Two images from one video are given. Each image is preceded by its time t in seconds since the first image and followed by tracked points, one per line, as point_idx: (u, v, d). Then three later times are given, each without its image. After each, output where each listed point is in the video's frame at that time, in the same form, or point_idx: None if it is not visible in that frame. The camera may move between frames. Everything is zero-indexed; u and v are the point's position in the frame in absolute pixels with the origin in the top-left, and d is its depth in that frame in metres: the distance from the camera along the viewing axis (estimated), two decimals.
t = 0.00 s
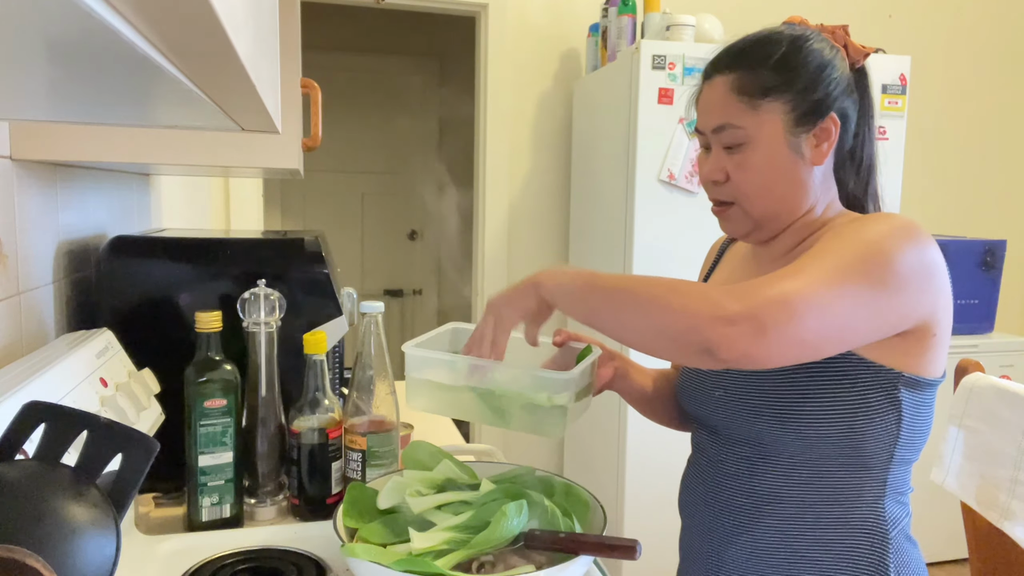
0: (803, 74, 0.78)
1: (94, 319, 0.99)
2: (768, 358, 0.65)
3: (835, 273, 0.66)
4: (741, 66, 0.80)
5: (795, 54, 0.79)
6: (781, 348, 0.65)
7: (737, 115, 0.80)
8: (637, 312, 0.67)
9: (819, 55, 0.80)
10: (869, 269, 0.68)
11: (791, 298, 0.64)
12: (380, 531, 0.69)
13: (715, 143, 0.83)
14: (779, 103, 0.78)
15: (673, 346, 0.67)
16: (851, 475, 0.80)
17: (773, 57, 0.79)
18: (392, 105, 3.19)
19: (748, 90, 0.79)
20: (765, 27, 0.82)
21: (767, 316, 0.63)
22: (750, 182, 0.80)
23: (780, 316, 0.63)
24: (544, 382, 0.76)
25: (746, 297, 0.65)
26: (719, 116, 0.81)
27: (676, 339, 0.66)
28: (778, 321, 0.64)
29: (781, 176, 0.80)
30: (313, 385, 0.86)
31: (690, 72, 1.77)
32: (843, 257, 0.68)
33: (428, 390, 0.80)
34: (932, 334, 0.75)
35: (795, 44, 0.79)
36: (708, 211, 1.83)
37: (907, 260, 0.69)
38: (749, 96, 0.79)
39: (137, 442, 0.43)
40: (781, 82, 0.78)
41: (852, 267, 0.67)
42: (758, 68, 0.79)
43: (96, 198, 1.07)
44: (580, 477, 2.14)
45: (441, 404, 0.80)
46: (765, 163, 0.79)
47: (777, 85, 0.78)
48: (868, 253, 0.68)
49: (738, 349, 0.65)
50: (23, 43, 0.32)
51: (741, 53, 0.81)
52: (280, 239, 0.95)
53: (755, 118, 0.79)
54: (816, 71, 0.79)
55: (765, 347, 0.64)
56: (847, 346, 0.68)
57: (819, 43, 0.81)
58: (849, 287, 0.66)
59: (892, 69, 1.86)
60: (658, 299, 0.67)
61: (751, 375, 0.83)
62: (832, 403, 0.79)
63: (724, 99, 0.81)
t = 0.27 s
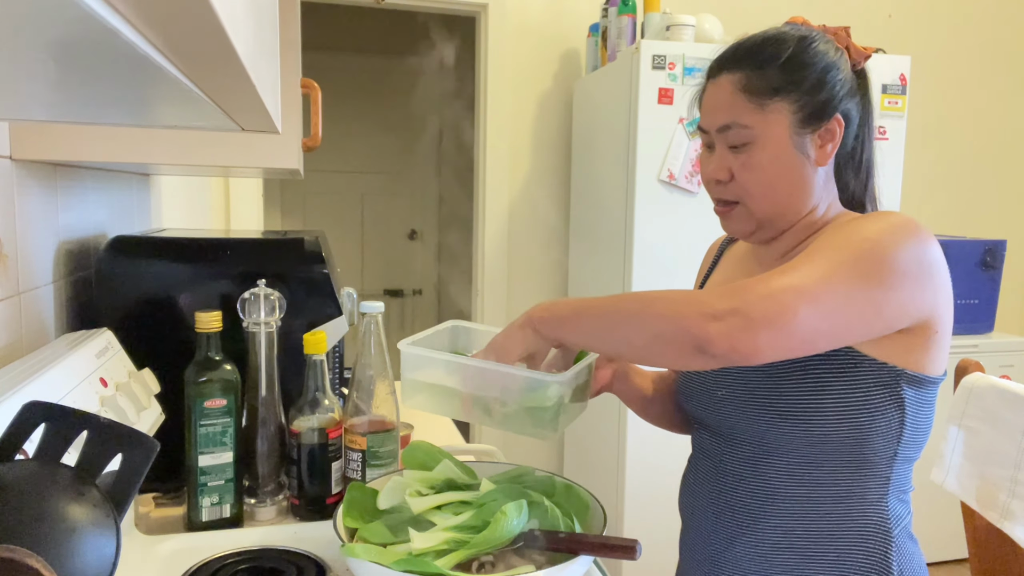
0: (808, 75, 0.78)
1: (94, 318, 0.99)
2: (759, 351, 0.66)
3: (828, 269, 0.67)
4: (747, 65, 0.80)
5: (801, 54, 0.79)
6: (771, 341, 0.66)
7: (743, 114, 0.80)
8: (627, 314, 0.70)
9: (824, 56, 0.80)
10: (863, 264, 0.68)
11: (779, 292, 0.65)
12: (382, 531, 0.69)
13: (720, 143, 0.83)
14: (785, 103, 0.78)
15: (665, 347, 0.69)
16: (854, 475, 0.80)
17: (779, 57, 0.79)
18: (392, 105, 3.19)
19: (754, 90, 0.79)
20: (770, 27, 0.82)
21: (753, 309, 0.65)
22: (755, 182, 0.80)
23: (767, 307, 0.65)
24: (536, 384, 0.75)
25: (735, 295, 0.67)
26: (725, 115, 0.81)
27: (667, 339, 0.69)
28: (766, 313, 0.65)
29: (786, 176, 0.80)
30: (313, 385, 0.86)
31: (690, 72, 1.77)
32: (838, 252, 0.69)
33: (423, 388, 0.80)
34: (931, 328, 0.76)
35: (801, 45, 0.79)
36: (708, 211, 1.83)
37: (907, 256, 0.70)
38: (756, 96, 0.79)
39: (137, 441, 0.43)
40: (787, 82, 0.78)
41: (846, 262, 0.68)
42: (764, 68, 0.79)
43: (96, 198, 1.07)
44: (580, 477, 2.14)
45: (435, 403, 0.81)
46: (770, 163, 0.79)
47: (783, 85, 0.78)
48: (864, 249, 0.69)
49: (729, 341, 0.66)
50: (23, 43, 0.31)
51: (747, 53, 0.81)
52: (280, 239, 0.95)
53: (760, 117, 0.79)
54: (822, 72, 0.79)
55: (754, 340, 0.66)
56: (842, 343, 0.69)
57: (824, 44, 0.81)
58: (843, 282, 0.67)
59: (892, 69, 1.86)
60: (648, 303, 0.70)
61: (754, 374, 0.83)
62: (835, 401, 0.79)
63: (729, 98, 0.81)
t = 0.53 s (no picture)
0: (808, 75, 0.78)
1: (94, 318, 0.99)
2: (754, 354, 0.67)
3: (822, 268, 0.67)
4: (747, 66, 0.80)
5: (801, 54, 0.79)
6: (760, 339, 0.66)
7: (743, 114, 0.80)
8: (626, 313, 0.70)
9: (824, 56, 0.80)
10: (857, 263, 0.68)
11: (771, 293, 0.65)
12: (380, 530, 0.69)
13: (720, 143, 0.83)
14: (785, 103, 0.78)
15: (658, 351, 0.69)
16: (853, 475, 0.80)
17: (779, 57, 0.79)
18: (392, 105, 3.19)
19: (754, 90, 0.79)
20: (770, 27, 0.82)
21: (745, 311, 0.66)
22: (755, 182, 0.80)
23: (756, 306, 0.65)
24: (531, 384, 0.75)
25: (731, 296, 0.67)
26: (725, 115, 0.81)
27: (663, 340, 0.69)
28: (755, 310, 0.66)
29: (786, 175, 0.80)
30: (313, 385, 0.86)
31: (690, 72, 1.77)
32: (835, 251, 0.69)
33: (422, 388, 0.80)
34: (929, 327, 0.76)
35: (801, 45, 0.79)
36: (708, 211, 1.83)
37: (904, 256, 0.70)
38: (756, 96, 0.79)
39: (137, 441, 0.43)
40: (787, 82, 0.78)
41: (840, 262, 0.68)
42: (764, 68, 0.79)
43: (96, 198, 1.07)
44: (580, 477, 2.14)
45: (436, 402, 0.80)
46: (770, 163, 0.79)
47: (783, 85, 0.78)
48: (861, 249, 0.69)
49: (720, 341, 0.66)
50: (24, 43, 0.32)
51: (747, 53, 0.81)
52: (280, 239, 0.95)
53: (761, 117, 0.79)
54: (822, 72, 0.79)
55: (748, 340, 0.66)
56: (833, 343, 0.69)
57: (824, 44, 0.81)
58: (835, 282, 0.67)
59: (892, 69, 1.86)
60: (641, 306, 0.70)
61: (753, 375, 0.83)
62: (834, 401, 0.79)
63: (730, 98, 0.81)
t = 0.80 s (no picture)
0: (808, 74, 0.78)
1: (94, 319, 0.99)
2: (760, 360, 0.66)
3: (829, 273, 0.67)
4: (746, 65, 0.80)
5: (800, 53, 0.79)
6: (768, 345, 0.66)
7: (742, 114, 0.80)
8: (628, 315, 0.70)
9: (824, 55, 0.80)
10: (863, 267, 0.68)
11: (776, 299, 0.65)
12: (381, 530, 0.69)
13: (720, 142, 0.83)
14: (785, 103, 0.78)
15: (666, 357, 0.69)
16: (853, 475, 0.80)
17: (779, 57, 0.79)
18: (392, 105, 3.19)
19: (754, 90, 0.79)
20: (770, 27, 0.82)
21: (749, 317, 0.65)
22: (754, 182, 0.80)
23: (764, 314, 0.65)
24: (528, 380, 0.75)
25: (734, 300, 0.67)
26: (724, 115, 0.81)
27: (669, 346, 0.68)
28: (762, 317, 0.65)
29: (786, 175, 0.80)
30: (313, 385, 0.86)
31: (690, 72, 1.77)
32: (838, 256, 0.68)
33: (422, 387, 0.80)
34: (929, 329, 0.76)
35: (800, 45, 0.79)
36: (708, 211, 1.83)
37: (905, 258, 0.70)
38: (755, 96, 0.79)
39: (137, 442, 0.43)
40: (787, 82, 0.78)
41: (846, 267, 0.68)
42: (763, 68, 0.79)
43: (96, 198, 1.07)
44: (580, 477, 2.14)
45: (438, 401, 0.80)
46: (770, 162, 0.79)
47: (783, 84, 0.78)
48: (863, 253, 0.69)
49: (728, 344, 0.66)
50: (24, 43, 0.32)
51: (746, 53, 0.81)
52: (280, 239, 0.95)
53: (760, 117, 0.79)
54: (821, 72, 0.79)
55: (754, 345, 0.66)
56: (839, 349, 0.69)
57: (824, 44, 0.81)
58: (841, 288, 0.67)
59: (892, 69, 1.86)
60: (646, 309, 0.69)
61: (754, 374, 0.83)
62: (834, 402, 0.79)
63: (729, 98, 0.81)
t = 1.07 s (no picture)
0: (809, 74, 0.78)
1: (94, 318, 0.99)
2: (776, 374, 0.65)
3: (839, 281, 0.66)
4: (747, 65, 0.80)
5: (801, 53, 0.79)
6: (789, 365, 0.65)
7: (743, 113, 0.80)
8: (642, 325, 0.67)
9: (824, 55, 0.80)
10: (875, 273, 0.68)
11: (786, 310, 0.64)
12: (379, 531, 0.69)
13: (721, 142, 0.83)
14: (786, 102, 0.78)
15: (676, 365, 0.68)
16: (853, 475, 0.80)
17: (779, 56, 0.79)
18: (392, 105, 3.20)
19: (755, 89, 0.79)
20: (771, 27, 0.82)
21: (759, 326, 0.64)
22: (755, 181, 0.80)
23: (789, 336, 0.64)
24: (522, 379, 0.75)
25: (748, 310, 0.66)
26: (725, 115, 0.81)
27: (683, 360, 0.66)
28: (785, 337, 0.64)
29: (787, 174, 0.79)
30: (313, 385, 0.86)
31: (690, 72, 1.77)
32: (842, 264, 0.68)
33: (418, 389, 0.80)
34: (934, 333, 0.76)
35: (801, 44, 0.79)
36: (708, 211, 1.83)
37: (911, 262, 0.70)
38: (757, 96, 0.79)
39: (137, 441, 0.43)
40: (788, 81, 0.78)
41: (858, 274, 0.67)
42: (765, 67, 0.79)
43: (96, 198, 1.07)
44: (580, 477, 2.14)
45: (433, 402, 0.80)
46: (771, 162, 0.79)
47: (784, 84, 0.78)
48: (869, 257, 0.68)
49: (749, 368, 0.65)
50: (23, 43, 0.32)
51: (748, 52, 0.81)
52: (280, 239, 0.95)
53: (761, 116, 0.79)
54: (822, 71, 0.79)
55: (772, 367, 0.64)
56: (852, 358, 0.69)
57: (824, 43, 0.81)
58: (856, 299, 0.67)
59: (892, 69, 1.86)
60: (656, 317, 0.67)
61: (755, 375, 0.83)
62: (836, 403, 0.79)
63: (730, 97, 0.81)
